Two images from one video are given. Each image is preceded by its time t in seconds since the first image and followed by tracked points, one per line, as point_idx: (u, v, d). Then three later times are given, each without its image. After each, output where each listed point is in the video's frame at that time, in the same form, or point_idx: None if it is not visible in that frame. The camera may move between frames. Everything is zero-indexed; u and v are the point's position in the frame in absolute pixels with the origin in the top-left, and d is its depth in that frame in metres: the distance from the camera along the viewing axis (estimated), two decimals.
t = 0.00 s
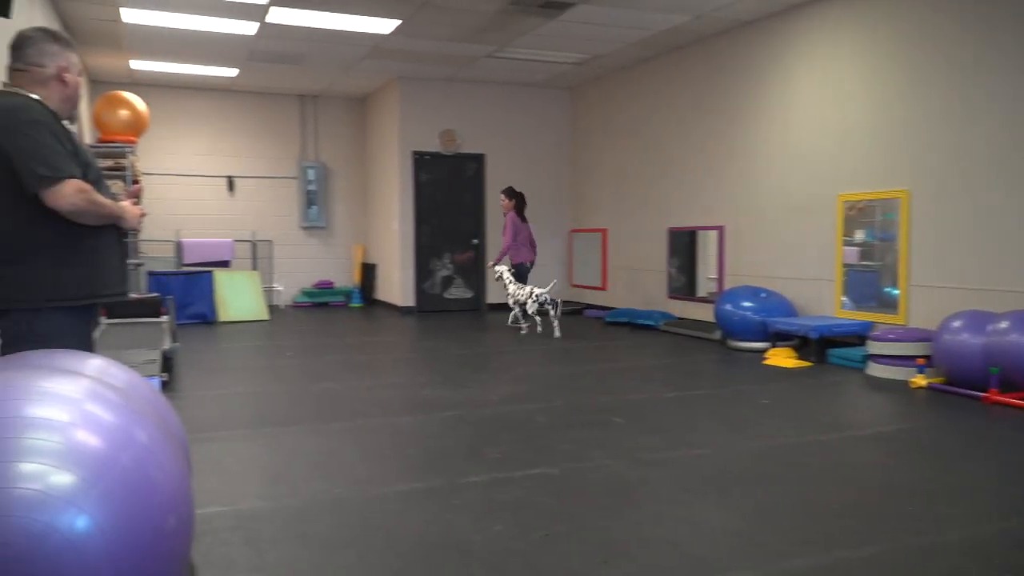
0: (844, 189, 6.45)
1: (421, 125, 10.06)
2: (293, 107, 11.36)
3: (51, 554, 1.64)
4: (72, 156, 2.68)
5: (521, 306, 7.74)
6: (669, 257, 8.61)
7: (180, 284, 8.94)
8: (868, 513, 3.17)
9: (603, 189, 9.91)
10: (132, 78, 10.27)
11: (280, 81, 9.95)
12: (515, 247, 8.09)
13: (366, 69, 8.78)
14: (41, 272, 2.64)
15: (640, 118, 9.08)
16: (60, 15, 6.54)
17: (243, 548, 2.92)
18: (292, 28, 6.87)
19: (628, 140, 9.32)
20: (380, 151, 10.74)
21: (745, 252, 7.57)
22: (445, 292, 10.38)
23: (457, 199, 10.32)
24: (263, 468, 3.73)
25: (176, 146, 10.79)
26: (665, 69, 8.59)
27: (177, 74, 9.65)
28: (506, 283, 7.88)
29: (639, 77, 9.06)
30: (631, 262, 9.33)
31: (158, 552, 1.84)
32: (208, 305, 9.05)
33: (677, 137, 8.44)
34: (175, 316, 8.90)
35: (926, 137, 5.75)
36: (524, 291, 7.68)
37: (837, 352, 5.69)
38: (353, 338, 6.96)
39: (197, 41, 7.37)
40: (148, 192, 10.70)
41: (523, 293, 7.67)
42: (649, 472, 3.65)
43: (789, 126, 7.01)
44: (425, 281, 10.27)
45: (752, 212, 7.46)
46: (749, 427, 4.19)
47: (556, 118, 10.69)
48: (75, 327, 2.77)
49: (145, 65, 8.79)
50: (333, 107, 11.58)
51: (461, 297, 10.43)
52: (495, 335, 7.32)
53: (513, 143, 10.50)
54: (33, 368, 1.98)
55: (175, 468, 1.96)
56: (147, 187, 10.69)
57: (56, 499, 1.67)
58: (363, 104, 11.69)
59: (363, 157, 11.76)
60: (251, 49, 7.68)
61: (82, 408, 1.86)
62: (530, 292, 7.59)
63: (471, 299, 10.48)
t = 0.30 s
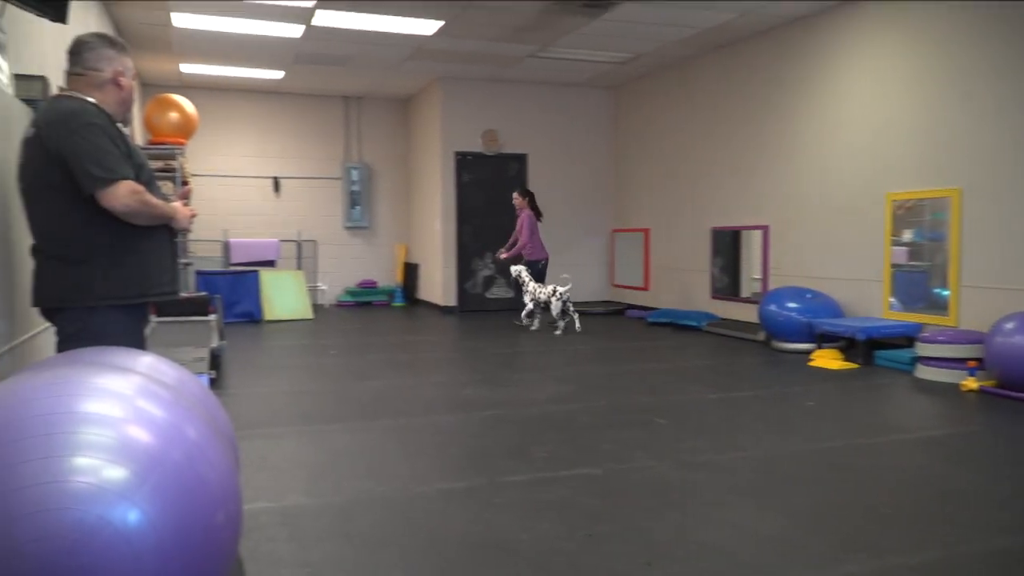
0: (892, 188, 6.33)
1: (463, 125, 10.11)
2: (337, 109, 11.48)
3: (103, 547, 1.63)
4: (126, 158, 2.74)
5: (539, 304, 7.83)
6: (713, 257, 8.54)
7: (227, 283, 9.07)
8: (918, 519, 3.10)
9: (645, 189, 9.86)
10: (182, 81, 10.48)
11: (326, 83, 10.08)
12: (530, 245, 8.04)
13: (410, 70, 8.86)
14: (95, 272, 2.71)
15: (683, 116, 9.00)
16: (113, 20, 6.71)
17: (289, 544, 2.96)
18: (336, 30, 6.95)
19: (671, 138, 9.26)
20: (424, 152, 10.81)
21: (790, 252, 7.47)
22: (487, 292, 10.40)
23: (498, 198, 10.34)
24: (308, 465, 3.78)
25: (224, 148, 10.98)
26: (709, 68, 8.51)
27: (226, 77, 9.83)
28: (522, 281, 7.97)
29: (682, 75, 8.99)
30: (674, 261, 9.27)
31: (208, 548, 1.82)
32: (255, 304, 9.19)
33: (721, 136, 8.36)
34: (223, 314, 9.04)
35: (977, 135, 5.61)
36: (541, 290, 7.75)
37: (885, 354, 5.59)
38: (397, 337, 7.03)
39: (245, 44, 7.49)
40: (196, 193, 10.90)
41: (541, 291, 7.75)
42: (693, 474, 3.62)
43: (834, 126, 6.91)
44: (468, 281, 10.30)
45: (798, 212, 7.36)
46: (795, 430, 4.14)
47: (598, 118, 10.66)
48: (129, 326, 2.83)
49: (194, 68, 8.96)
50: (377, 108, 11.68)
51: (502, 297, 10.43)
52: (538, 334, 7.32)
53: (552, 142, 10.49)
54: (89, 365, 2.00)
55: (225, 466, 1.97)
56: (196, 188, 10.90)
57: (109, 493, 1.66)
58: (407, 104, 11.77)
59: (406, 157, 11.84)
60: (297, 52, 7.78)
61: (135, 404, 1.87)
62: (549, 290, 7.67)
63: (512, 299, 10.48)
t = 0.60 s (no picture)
0: (937, 187, 6.22)
1: (499, 125, 10.13)
2: (376, 110, 11.58)
3: (150, 542, 1.64)
4: (173, 160, 2.79)
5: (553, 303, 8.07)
6: (753, 257, 8.47)
7: (268, 283, 9.20)
8: (964, 524, 3.04)
9: (684, 188, 9.80)
10: (224, 84, 10.66)
11: (365, 85, 10.18)
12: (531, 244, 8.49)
13: (448, 71, 8.92)
14: (146, 272, 2.77)
15: (723, 115, 8.94)
16: (159, 25, 6.86)
17: (329, 541, 2.99)
18: (375, 32, 7.03)
19: (710, 138, 9.19)
20: (461, 152, 10.86)
21: (832, 252, 7.37)
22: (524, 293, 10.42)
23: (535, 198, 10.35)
24: (347, 463, 3.82)
25: (264, 149, 11.15)
26: (750, 66, 8.44)
27: (267, 80, 9.98)
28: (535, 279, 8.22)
29: (722, 72, 8.92)
30: (713, 262, 9.21)
31: (251, 543, 1.84)
32: (296, 304, 9.30)
33: (763, 134, 8.28)
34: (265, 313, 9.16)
35: None
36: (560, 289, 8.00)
37: (929, 356, 5.50)
38: (435, 336, 7.08)
39: (286, 47, 7.60)
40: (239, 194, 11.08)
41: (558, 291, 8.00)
42: (732, 476, 3.59)
43: (877, 125, 6.82)
44: (504, 281, 10.33)
45: (839, 212, 7.26)
46: (836, 433, 4.09)
47: (637, 118, 10.63)
48: (178, 325, 2.88)
49: (238, 71, 9.11)
50: (415, 108, 11.76)
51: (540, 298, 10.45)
52: (576, 334, 7.32)
53: (588, 142, 10.47)
54: (131, 366, 2.04)
55: (266, 463, 2.00)
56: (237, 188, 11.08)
57: (156, 487, 1.68)
58: (445, 105, 11.83)
59: (443, 158, 11.91)
60: (337, 53, 7.87)
61: (179, 402, 1.90)
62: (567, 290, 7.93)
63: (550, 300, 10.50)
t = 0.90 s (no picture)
0: (971, 186, 6.13)
1: (525, 125, 10.15)
2: (405, 110, 11.64)
3: (181, 538, 1.66)
4: (205, 161, 2.82)
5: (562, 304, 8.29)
6: (781, 257, 8.40)
7: (296, 283, 9.29)
8: (995, 529, 2.98)
9: (711, 188, 9.75)
10: (254, 85, 10.78)
11: (392, 85, 10.24)
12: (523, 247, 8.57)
13: (474, 72, 8.96)
14: (178, 272, 2.81)
15: (751, 114, 8.88)
16: (191, 28, 6.96)
17: (356, 540, 3.02)
18: (403, 33, 7.07)
19: (739, 137, 9.14)
20: (488, 152, 10.90)
21: (862, 252, 7.30)
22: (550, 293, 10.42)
23: (562, 198, 10.34)
24: (374, 461, 3.84)
25: (292, 150, 11.24)
26: (779, 64, 8.37)
27: (296, 81, 10.08)
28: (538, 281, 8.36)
29: (751, 71, 8.86)
30: (741, 262, 9.15)
31: (279, 540, 1.86)
32: (324, 302, 9.35)
33: (792, 133, 8.21)
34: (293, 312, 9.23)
35: None
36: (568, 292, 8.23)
37: (961, 358, 5.43)
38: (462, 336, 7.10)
39: (314, 49, 7.67)
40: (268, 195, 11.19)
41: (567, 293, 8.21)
42: (760, 478, 3.57)
43: (907, 125, 6.75)
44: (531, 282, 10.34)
45: (869, 211, 7.19)
46: (866, 435, 4.04)
47: (664, 117, 10.59)
48: (210, 324, 2.92)
49: (268, 73, 9.21)
50: (443, 109, 11.81)
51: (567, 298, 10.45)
52: (603, 335, 7.31)
53: (614, 142, 10.44)
54: (163, 364, 2.07)
55: (294, 461, 2.02)
56: (266, 189, 11.20)
57: (186, 484, 1.70)
58: (472, 105, 11.86)
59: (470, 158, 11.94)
60: (365, 55, 7.93)
61: (209, 399, 1.93)
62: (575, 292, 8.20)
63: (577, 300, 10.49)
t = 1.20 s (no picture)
0: (1000, 184, 6.05)
1: (547, 124, 10.15)
2: (428, 111, 11.69)
3: (208, 535, 1.68)
4: (233, 162, 2.85)
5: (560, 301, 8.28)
6: (806, 257, 8.34)
7: (320, 282, 9.34)
8: None
9: (735, 187, 9.70)
10: (278, 87, 10.88)
11: (416, 86, 10.29)
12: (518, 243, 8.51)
13: (496, 72, 8.97)
14: (206, 272, 2.83)
15: (775, 112, 8.82)
16: (218, 30, 7.04)
17: (378, 539, 3.03)
18: (426, 34, 7.11)
19: (762, 136, 9.08)
20: (510, 152, 10.91)
21: (887, 252, 7.22)
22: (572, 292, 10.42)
23: (584, 198, 10.33)
24: (397, 461, 3.86)
25: (315, 150, 11.30)
26: (804, 63, 8.32)
27: (320, 82, 10.15)
28: (534, 280, 8.30)
29: (775, 70, 8.82)
30: (765, 262, 9.09)
31: (306, 538, 1.88)
32: (347, 302, 9.42)
33: (816, 132, 8.15)
34: (317, 311, 9.28)
35: None
36: (565, 287, 8.24)
37: (989, 360, 5.37)
38: (485, 336, 7.12)
39: (338, 50, 7.73)
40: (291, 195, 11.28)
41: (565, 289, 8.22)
42: (784, 481, 3.54)
43: (935, 124, 6.67)
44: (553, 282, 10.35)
45: (895, 210, 7.11)
46: (891, 437, 4.00)
47: (687, 116, 10.56)
48: (237, 324, 2.94)
49: (292, 74, 9.29)
50: (466, 109, 11.84)
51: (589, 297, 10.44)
52: (625, 335, 7.30)
53: (636, 141, 10.41)
54: (191, 363, 2.09)
55: (320, 459, 2.03)
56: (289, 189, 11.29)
57: (213, 482, 1.72)
58: (495, 105, 11.89)
59: (492, 158, 11.96)
60: (390, 56, 7.98)
61: (237, 398, 1.95)
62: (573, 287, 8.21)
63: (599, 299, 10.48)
